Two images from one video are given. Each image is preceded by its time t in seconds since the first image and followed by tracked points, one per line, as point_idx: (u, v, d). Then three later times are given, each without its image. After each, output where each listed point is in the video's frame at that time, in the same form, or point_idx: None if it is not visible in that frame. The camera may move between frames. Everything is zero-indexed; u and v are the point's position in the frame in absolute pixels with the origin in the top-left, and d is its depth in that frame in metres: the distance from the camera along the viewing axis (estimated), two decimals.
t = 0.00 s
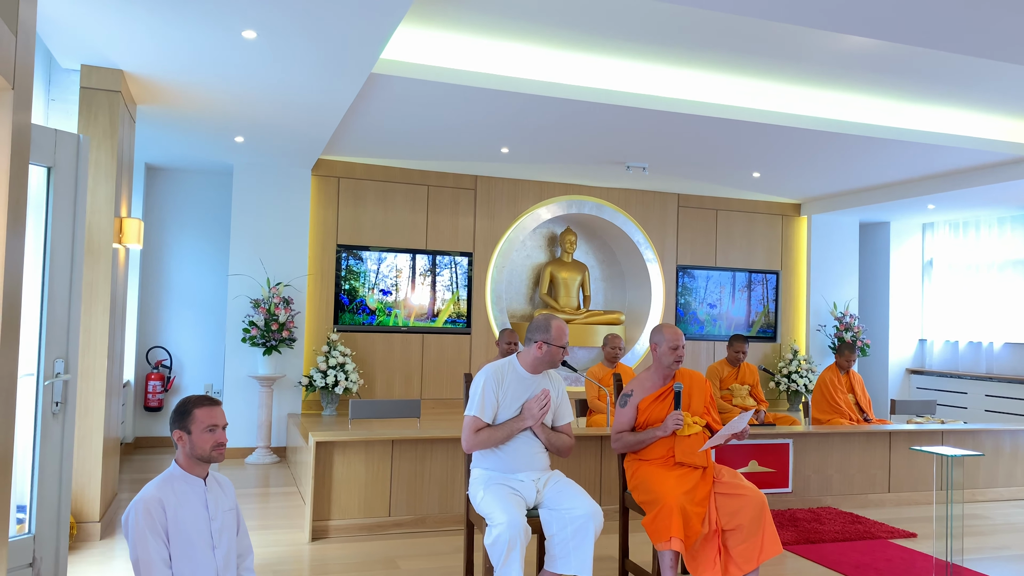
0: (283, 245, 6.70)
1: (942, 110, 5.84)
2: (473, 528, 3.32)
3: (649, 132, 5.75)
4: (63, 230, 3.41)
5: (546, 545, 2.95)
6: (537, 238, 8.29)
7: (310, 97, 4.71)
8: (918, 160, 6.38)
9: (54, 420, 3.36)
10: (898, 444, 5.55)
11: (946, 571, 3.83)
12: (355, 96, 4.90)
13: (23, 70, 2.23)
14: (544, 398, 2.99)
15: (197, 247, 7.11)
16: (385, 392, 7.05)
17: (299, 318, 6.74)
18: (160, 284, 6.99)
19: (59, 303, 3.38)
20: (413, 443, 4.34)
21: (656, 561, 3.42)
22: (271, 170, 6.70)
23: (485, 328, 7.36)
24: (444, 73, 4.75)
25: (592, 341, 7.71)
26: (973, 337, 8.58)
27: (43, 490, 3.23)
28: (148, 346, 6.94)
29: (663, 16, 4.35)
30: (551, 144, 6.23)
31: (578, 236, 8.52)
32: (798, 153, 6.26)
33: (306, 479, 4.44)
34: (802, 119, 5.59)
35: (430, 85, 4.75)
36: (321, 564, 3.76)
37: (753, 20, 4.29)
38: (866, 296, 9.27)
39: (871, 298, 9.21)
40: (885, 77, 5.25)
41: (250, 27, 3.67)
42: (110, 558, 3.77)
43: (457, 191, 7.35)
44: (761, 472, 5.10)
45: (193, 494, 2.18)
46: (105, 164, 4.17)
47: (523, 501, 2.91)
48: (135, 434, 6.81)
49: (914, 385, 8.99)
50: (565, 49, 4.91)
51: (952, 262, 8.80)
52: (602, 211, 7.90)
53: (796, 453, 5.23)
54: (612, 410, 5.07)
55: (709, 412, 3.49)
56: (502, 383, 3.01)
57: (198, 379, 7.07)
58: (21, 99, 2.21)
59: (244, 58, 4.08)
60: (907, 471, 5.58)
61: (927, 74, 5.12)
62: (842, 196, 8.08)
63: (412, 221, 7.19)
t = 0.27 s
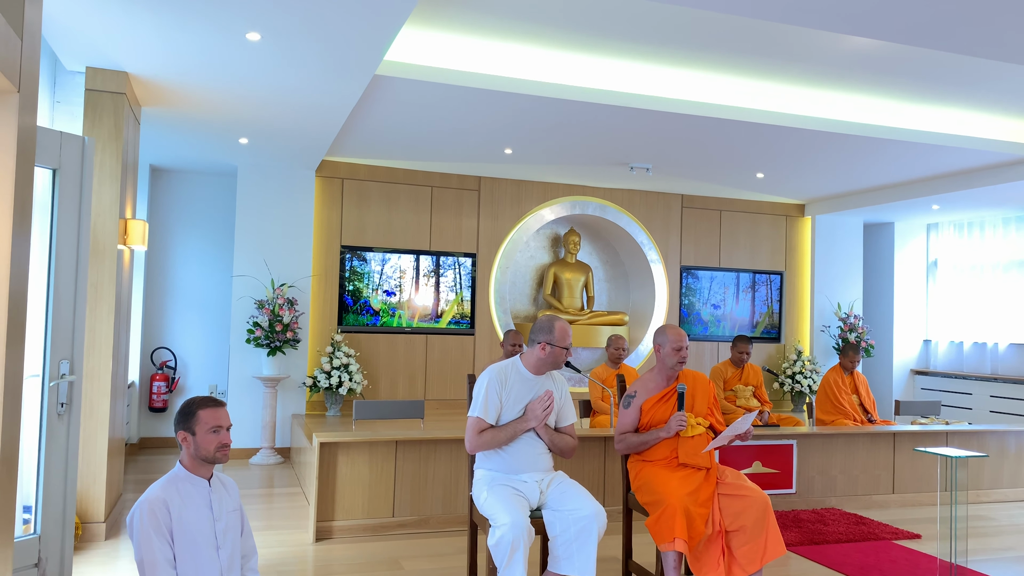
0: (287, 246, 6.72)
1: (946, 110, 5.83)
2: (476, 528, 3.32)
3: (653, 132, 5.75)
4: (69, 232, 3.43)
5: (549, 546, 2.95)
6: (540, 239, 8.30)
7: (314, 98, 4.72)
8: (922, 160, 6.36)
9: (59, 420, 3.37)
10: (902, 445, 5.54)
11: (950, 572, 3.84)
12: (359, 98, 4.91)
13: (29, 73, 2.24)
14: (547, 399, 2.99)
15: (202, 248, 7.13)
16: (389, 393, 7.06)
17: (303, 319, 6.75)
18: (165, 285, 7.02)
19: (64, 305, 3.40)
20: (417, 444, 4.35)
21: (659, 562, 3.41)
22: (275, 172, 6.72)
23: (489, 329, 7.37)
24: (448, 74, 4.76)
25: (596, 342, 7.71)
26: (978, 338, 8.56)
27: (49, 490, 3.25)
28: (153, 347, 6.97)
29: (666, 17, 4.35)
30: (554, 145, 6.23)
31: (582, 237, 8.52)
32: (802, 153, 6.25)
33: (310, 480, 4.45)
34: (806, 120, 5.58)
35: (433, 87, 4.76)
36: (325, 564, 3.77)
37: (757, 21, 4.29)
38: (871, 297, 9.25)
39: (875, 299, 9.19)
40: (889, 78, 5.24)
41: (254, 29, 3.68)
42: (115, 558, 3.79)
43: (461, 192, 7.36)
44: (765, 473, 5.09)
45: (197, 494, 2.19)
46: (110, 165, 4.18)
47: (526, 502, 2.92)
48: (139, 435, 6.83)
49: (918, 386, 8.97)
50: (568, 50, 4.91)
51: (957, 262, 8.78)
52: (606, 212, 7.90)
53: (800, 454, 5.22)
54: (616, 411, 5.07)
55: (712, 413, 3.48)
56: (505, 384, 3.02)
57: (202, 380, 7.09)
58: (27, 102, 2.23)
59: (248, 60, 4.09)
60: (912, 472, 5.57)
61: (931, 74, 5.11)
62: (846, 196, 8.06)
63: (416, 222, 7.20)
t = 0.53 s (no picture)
0: (291, 247, 6.73)
1: (950, 110, 5.81)
2: (479, 529, 3.33)
3: (656, 133, 5.75)
4: (73, 233, 3.44)
5: (552, 547, 2.95)
6: (543, 240, 8.30)
7: (318, 100, 4.73)
8: (926, 160, 6.35)
9: (63, 421, 3.38)
10: (906, 446, 5.53)
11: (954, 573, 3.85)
12: (362, 99, 4.92)
13: (33, 75, 2.25)
14: (551, 400, 3.00)
15: (206, 249, 7.15)
16: (392, 394, 7.06)
17: (307, 320, 6.77)
18: (169, 286, 7.04)
19: (68, 307, 3.40)
20: (420, 445, 4.35)
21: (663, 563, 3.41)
22: (279, 173, 6.73)
23: (492, 330, 7.37)
24: (451, 75, 4.76)
25: (599, 343, 7.71)
26: (983, 338, 8.53)
27: (53, 490, 3.26)
28: (157, 347, 6.98)
29: (669, 18, 4.35)
30: (557, 146, 6.24)
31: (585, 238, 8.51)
32: (806, 154, 6.24)
33: (313, 481, 4.45)
34: (810, 121, 5.58)
35: (436, 88, 4.77)
36: (328, 565, 3.77)
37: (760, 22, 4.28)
38: (875, 298, 9.23)
39: (879, 299, 9.17)
40: (893, 78, 5.23)
41: (258, 31, 3.69)
42: (119, 559, 3.80)
43: (464, 193, 7.36)
44: (768, 474, 5.09)
45: (200, 495, 2.19)
46: (115, 167, 4.20)
47: (529, 503, 2.92)
48: (144, 435, 6.85)
49: (923, 387, 8.94)
50: (572, 51, 4.91)
51: (961, 262, 8.75)
52: (609, 213, 7.89)
53: (803, 455, 5.21)
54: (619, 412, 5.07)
55: (715, 414, 3.48)
56: (508, 385, 3.02)
57: (206, 380, 7.11)
58: (31, 104, 2.24)
59: (251, 62, 4.10)
60: (916, 473, 5.55)
61: (936, 74, 5.10)
62: (850, 197, 8.04)
63: (419, 223, 7.21)
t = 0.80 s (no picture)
0: (294, 248, 6.74)
1: (953, 111, 5.80)
2: (482, 529, 3.33)
3: (658, 134, 5.74)
4: (76, 234, 3.45)
5: (555, 548, 2.95)
6: (546, 241, 8.30)
7: (320, 101, 4.74)
8: (930, 161, 6.34)
9: (67, 422, 3.38)
10: (909, 447, 5.51)
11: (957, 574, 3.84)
12: (365, 101, 4.93)
13: (37, 77, 2.26)
14: (553, 400, 2.96)
15: (209, 250, 7.17)
16: (395, 394, 7.07)
17: (310, 321, 6.77)
18: (172, 287, 7.05)
19: (72, 308, 3.41)
20: (422, 446, 4.35)
21: (665, 564, 3.41)
22: (282, 174, 6.74)
23: (495, 331, 7.37)
24: (453, 77, 4.77)
25: (602, 344, 7.71)
26: (987, 339, 8.51)
27: (56, 491, 3.26)
28: (160, 348, 7.00)
29: (671, 19, 4.35)
30: (560, 147, 6.24)
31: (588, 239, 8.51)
32: (808, 154, 6.23)
33: (316, 482, 4.46)
34: (812, 121, 5.57)
35: (439, 89, 4.77)
36: (331, 565, 3.78)
37: (762, 22, 4.28)
38: (878, 298, 9.21)
39: (883, 300, 9.15)
40: (896, 79, 5.22)
41: (260, 32, 3.70)
42: (122, 559, 3.80)
43: (467, 194, 7.37)
44: (771, 474, 5.08)
45: (203, 495, 2.20)
46: (118, 168, 4.21)
47: (531, 503, 2.91)
48: (147, 436, 6.86)
49: (926, 388, 8.91)
50: (574, 52, 4.91)
51: (965, 263, 8.73)
52: (612, 214, 7.89)
53: (806, 456, 5.19)
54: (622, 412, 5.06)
55: (718, 415, 3.47)
56: (510, 386, 3.02)
57: (209, 381, 7.12)
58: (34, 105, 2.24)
59: (254, 63, 4.11)
60: (920, 473, 5.54)
61: (939, 74, 5.09)
62: (854, 198, 8.03)
63: (422, 224, 7.21)
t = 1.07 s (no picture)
0: (296, 249, 6.75)
1: (956, 111, 5.79)
2: (483, 530, 3.32)
3: (660, 134, 5.74)
4: (78, 234, 3.46)
5: (557, 548, 2.95)
6: (548, 242, 8.30)
7: (323, 102, 4.74)
8: (933, 162, 6.32)
9: (69, 422, 3.39)
10: (912, 448, 5.50)
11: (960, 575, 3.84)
12: (367, 102, 4.93)
13: (39, 78, 2.27)
14: (553, 400, 2.95)
15: (211, 251, 7.18)
16: (397, 395, 7.07)
17: (312, 321, 6.78)
18: (175, 288, 7.06)
19: (74, 309, 3.43)
20: (424, 446, 4.35)
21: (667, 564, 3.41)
22: (284, 175, 6.75)
23: (497, 331, 7.37)
24: (455, 78, 4.77)
25: (604, 345, 7.70)
26: (990, 340, 8.48)
27: (59, 492, 3.27)
28: (163, 349, 7.01)
29: (673, 20, 4.35)
30: (562, 148, 6.24)
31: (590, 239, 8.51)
32: (811, 155, 6.22)
33: (318, 482, 4.46)
34: (815, 121, 5.56)
35: (441, 90, 4.78)
36: (333, 566, 3.78)
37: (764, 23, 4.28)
38: (881, 299, 9.19)
39: (885, 301, 9.13)
40: (898, 79, 5.21)
41: (262, 33, 3.70)
42: (124, 560, 3.81)
43: (469, 195, 7.37)
44: (774, 476, 5.07)
45: (204, 496, 2.20)
46: (120, 169, 4.22)
47: (533, 504, 2.91)
48: (150, 437, 6.87)
49: (929, 389, 8.89)
50: (576, 53, 4.91)
51: (969, 264, 8.71)
52: (614, 214, 7.88)
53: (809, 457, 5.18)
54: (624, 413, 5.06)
55: (720, 415, 3.47)
56: (511, 387, 3.01)
57: (212, 382, 7.13)
58: (37, 106, 2.25)
59: (256, 64, 4.11)
60: (923, 474, 5.53)
61: (941, 75, 5.08)
62: (856, 198, 8.02)
63: (424, 225, 7.22)
